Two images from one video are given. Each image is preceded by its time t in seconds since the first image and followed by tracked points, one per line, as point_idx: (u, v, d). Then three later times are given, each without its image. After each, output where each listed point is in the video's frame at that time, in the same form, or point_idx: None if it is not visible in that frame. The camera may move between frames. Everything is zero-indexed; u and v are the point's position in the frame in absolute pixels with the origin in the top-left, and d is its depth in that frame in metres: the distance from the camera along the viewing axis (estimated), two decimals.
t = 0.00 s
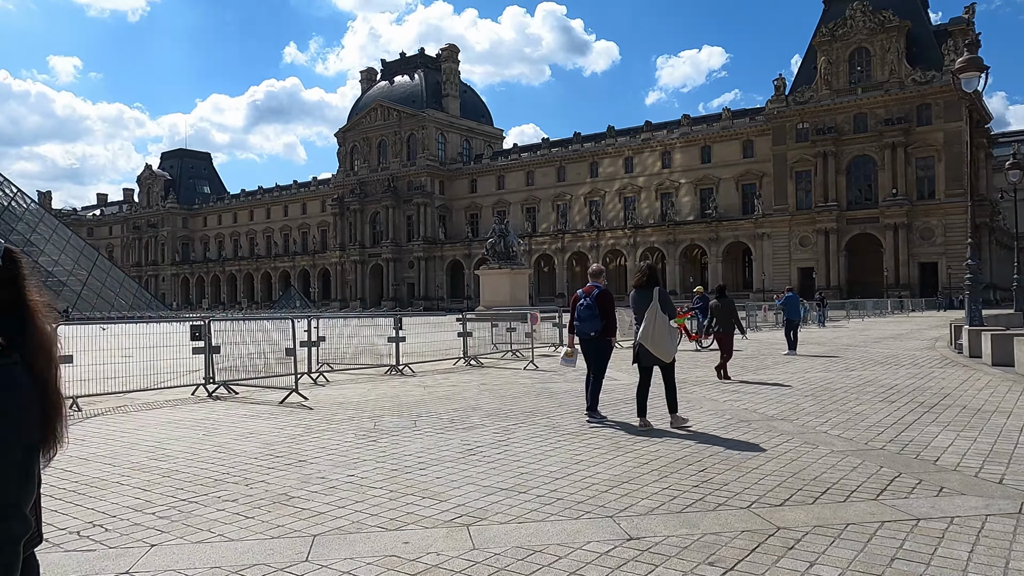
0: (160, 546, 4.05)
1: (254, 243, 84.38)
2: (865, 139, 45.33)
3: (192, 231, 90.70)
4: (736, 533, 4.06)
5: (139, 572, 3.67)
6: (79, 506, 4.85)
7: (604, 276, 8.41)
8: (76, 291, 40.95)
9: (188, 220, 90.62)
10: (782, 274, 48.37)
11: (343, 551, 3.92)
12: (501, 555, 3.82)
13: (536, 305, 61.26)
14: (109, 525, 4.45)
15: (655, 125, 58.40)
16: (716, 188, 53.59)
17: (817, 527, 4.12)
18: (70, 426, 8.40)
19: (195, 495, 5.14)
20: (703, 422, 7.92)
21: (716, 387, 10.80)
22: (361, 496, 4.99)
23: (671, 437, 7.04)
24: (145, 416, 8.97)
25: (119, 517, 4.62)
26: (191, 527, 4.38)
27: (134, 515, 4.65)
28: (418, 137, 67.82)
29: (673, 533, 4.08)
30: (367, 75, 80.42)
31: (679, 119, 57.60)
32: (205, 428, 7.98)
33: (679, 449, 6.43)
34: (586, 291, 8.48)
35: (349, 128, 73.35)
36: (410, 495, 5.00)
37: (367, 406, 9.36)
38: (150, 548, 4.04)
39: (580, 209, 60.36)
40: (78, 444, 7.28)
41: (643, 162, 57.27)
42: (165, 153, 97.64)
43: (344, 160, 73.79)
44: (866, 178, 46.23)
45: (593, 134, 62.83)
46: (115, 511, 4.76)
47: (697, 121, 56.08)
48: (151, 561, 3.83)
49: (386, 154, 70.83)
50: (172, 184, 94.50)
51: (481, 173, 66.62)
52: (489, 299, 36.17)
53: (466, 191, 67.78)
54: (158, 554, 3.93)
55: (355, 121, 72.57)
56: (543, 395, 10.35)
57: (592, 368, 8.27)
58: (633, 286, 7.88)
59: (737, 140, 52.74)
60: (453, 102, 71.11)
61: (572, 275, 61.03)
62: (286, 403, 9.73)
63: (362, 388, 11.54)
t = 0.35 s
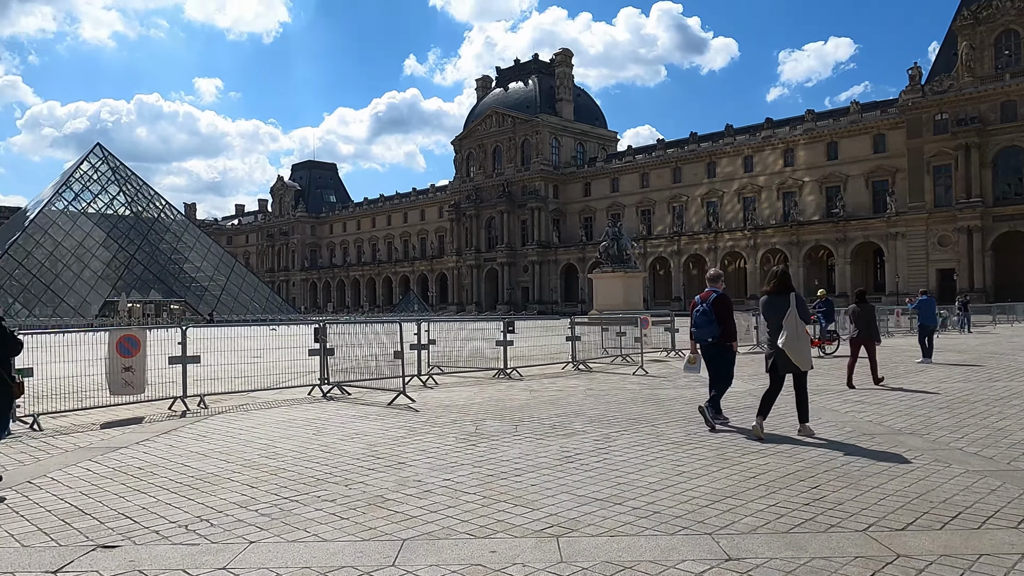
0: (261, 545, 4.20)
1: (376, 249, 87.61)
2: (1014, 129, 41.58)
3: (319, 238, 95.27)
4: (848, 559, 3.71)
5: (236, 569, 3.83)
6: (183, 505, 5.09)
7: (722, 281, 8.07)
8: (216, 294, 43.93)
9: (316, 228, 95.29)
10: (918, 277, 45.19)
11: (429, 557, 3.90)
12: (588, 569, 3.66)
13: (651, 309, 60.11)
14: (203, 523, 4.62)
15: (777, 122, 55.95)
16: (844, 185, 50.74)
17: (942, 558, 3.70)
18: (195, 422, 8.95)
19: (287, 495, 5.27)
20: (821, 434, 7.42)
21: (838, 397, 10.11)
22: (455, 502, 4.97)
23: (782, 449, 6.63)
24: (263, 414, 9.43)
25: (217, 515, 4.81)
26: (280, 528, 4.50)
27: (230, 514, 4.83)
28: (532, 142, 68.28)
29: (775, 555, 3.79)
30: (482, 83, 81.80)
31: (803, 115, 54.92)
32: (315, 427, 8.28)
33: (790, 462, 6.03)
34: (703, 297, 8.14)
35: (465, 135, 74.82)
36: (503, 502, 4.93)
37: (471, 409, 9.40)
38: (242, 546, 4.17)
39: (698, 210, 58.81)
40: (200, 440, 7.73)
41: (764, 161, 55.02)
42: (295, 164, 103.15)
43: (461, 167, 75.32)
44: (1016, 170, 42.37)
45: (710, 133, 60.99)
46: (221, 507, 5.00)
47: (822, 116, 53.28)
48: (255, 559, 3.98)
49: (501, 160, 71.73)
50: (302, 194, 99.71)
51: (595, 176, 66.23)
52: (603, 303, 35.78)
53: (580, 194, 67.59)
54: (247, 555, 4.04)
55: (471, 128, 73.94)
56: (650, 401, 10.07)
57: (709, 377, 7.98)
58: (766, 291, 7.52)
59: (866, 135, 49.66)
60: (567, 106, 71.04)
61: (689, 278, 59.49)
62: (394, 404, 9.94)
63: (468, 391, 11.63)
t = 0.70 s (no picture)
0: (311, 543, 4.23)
1: (484, 248, 88.95)
2: None
3: (430, 238, 97.68)
4: None
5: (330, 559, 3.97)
6: (207, 503, 5.13)
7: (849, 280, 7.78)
8: (333, 293, 45.92)
9: (426, 229, 97.79)
10: None
11: (517, 557, 3.89)
12: None
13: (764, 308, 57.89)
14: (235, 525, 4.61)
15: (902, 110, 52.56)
16: (979, 175, 47.05)
17: None
18: (305, 416, 9.35)
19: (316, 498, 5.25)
20: (945, 442, 6.90)
21: (967, 405, 9.38)
22: (546, 503, 4.96)
23: (898, 459, 6.22)
24: (366, 410, 9.74)
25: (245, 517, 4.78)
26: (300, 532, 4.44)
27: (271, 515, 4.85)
28: (639, 139, 67.33)
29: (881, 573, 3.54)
30: (588, 81, 81.50)
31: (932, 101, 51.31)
32: (416, 423, 8.48)
33: (907, 473, 5.62)
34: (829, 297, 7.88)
35: (571, 134, 74.72)
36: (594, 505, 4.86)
37: (570, 409, 9.36)
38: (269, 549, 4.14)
39: (815, 205, 56.23)
40: (308, 433, 8.09)
41: (888, 151, 51.82)
42: (406, 167, 106.28)
43: (567, 165, 75.28)
44: None
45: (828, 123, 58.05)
46: (256, 507, 5.03)
47: (954, 101, 49.60)
48: (304, 556, 4.04)
49: (608, 158, 71.16)
50: (413, 195, 102.65)
51: (705, 172, 64.52)
52: (713, 302, 34.81)
53: (689, 190, 66.09)
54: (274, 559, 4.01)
55: (577, 127, 73.78)
56: (756, 405, 9.67)
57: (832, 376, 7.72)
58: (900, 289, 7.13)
59: (1006, 120, 45.78)
60: (675, 101, 69.57)
61: (806, 274, 56.86)
62: (493, 402, 10.03)
63: (568, 390, 11.57)
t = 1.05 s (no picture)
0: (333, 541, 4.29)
1: (572, 246, 88.86)
2: None
3: (518, 237, 98.35)
4: None
5: (411, 551, 4.09)
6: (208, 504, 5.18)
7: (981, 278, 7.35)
8: (424, 291, 46.97)
9: (515, 227, 98.55)
10: None
11: (594, 555, 3.90)
12: None
13: (865, 307, 55.23)
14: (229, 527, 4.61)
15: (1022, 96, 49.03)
16: None
17: None
18: (392, 412, 9.60)
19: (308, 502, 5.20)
20: None
21: None
22: (625, 503, 4.93)
23: (1005, 468, 5.80)
24: (452, 407, 9.89)
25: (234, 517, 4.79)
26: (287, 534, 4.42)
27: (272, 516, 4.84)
28: (733, 133, 65.61)
29: None
30: (679, 75, 80.02)
31: None
32: (501, 421, 8.57)
33: (1013, 484, 5.27)
34: (958, 295, 7.49)
35: (661, 130, 73.59)
36: (675, 507, 4.80)
37: (654, 410, 9.23)
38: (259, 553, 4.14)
39: (922, 198, 53.30)
40: (395, 428, 8.30)
41: (1005, 140, 48.47)
42: (496, 166, 107.36)
43: (657, 162, 74.20)
44: None
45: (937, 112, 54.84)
46: (255, 507, 5.06)
47: None
48: (313, 556, 4.08)
49: (700, 154, 69.67)
50: (502, 195, 103.61)
51: (802, 166, 62.23)
52: (810, 301, 33.54)
53: (785, 185, 63.90)
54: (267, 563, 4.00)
55: (667, 123, 72.61)
56: (851, 408, 9.25)
57: (968, 379, 7.35)
58: None
59: None
60: (771, 93, 67.42)
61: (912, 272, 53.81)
62: (578, 402, 9.99)
63: (654, 391, 11.40)
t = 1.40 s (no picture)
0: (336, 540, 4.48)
1: (646, 252, 87.93)
2: None
3: (592, 243, 98.00)
4: None
5: (469, 552, 4.19)
6: (208, 506, 5.48)
7: None
8: (497, 298, 47.37)
9: (588, 234, 98.25)
10: None
11: (649, 563, 3.91)
12: None
13: (958, 314, 52.48)
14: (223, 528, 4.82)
15: None
16: None
17: None
18: (460, 417, 9.75)
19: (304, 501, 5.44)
20: None
21: None
22: (684, 511, 4.92)
23: None
24: (518, 413, 9.97)
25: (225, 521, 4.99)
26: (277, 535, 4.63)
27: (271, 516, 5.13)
28: (814, 134, 63.65)
29: None
30: (756, 76, 78.22)
31: None
32: (566, 427, 8.59)
33: None
34: None
35: (738, 133, 72.07)
36: (737, 517, 4.74)
37: (723, 418, 9.07)
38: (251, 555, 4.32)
39: (1020, 198, 50.37)
40: (462, 433, 8.45)
41: None
42: (568, 173, 107.32)
43: (733, 165, 72.70)
44: None
45: None
46: (255, 508, 5.30)
47: None
48: (312, 556, 4.25)
49: (778, 156, 67.85)
50: (575, 201, 103.44)
51: (888, 167, 59.82)
52: (897, 308, 32.16)
53: (870, 187, 61.57)
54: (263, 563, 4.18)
55: (744, 125, 71.08)
56: (933, 419, 8.82)
57: None
58: None
59: None
60: (854, 92, 65.05)
61: (1010, 276, 50.82)
62: (645, 409, 9.89)
63: (724, 399, 11.18)
